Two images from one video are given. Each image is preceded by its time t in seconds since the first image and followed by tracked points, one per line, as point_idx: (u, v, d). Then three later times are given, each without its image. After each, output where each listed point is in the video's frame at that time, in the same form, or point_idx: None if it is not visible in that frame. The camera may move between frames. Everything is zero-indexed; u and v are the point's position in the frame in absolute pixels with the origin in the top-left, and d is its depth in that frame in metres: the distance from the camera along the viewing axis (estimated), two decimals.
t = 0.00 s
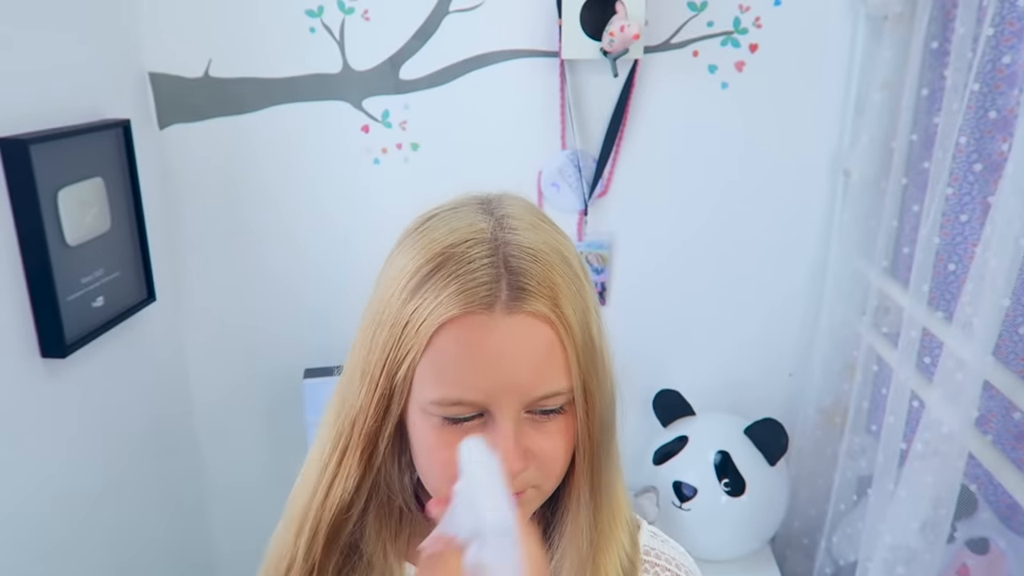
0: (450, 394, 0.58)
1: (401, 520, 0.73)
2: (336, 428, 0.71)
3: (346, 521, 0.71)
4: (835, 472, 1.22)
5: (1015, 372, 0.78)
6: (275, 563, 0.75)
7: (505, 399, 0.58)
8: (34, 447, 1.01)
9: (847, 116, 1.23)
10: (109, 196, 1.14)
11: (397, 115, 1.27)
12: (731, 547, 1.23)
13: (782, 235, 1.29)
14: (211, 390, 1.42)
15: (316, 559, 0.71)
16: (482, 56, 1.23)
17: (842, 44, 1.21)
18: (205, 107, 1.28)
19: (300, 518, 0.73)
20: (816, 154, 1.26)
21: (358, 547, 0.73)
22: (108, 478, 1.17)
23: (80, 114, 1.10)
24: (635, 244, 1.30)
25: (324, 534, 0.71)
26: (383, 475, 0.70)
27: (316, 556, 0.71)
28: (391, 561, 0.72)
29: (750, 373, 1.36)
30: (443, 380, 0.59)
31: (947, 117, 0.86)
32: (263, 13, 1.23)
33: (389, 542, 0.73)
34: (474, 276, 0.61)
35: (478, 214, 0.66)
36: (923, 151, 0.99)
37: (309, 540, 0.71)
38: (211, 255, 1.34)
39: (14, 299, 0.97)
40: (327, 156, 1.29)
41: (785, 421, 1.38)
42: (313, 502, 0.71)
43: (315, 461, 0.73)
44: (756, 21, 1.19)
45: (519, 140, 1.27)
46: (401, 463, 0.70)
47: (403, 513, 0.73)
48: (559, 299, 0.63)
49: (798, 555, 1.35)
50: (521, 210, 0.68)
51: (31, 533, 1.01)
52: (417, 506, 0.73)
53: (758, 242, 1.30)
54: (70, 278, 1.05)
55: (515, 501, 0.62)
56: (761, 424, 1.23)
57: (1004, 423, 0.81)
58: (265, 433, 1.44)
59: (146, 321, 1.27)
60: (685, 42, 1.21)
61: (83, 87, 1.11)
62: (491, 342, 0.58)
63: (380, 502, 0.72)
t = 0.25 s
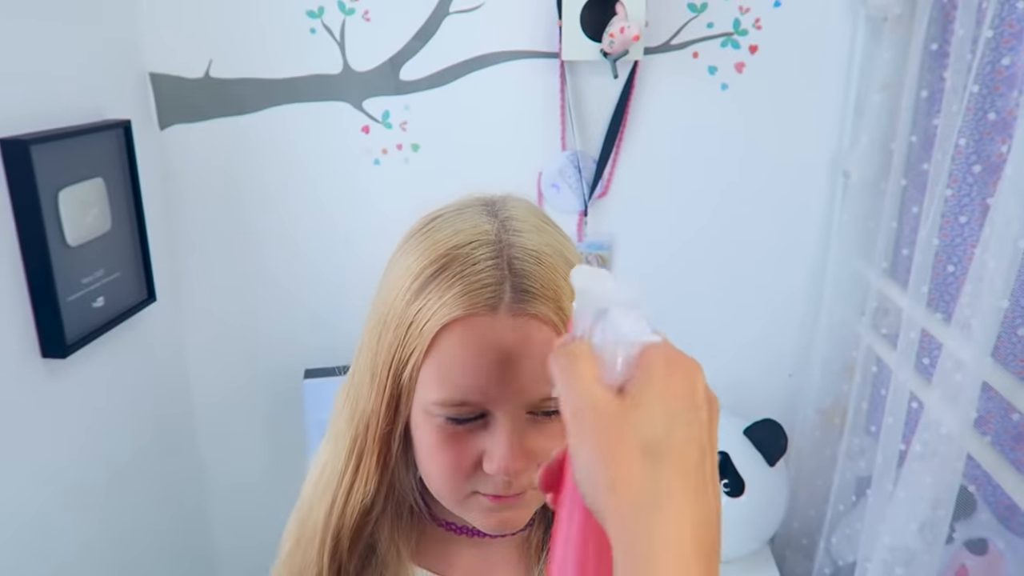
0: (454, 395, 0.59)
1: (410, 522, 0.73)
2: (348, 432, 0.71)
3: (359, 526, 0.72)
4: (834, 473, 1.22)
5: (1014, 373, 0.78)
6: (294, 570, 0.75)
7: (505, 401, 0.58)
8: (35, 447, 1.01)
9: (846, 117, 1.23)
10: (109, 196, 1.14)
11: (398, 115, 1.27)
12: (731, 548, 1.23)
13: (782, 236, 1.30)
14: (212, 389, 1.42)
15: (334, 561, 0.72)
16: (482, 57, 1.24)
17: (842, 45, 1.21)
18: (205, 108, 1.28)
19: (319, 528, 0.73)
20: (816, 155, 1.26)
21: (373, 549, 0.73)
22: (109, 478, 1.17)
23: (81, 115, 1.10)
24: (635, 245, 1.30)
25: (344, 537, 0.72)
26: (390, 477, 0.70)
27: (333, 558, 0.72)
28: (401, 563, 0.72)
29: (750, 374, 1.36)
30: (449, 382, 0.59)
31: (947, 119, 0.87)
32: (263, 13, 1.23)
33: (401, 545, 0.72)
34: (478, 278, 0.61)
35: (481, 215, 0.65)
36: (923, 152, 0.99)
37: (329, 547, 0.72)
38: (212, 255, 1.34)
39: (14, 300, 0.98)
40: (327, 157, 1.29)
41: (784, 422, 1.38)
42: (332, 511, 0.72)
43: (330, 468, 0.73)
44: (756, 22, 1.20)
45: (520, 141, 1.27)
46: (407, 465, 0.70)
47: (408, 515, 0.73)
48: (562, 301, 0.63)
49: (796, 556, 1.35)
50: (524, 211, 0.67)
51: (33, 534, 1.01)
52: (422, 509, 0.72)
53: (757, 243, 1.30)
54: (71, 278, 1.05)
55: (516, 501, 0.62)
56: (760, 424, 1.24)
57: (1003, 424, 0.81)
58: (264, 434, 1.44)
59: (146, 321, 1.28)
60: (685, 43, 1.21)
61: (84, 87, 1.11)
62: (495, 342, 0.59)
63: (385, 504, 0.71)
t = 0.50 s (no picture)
0: (451, 395, 0.59)
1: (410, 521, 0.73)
2: (349, 431, 0.71)
3: (362, 526, 0.72)
4: (832, 474, 1.22)
5: (1012, 375, 0.78)
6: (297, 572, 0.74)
7: (502, 403, 0.58)
8: (33, 448, 1.01)
9: (845, 119, 1.23)
10: (108, 197, 1.14)
11: (397, 116, 1.27)
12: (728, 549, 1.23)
13: (781, 237, 1.30)
14: (211, 390, 1.42)
15: (337, 561, 0.72)
16: (481, 58, 1.24)
17: (840, 47, 1.21)
18: (204, 108, 1.28)
19: (322, 528, 0.73)
20: (815, 157, 1.26)
21: (376, 548, 0.72)
22: (107, 479, 1.17)
23: (80, 115, 1.10)
24: (633, 246, 1.30)
25: (347, 537, 0.72)
26: (391, 477, 0.70)
27: (335, 559, 0.72)
28: (402, 562, 0.72)
29: (748, 375, 1.36)
30: (446, 382, 0.59)
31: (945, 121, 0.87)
32: (262, 14, 1.23)
33: (403, 544, 0.72)
34: (477, 279, 0.61)
35: (482, 217, 0.66)
36: (921, 154, 0.99)
37: (332, 548, 0.72)
38: (210, 255, 1.34)
39: (12, 300, 0.98)
40: (326, 157, 1.29)
41: (783, 423, 1.38)
42: (335, 511, 0.71)
43: (332, 469, 0.73)
44: (754, 23, 1.20)
45: (519, 142, 1.27)
46: (407, 465, 0.70)
47: (409, 514, 0.72)
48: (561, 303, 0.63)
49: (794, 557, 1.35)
50: (525, 214, 0.68)
51: (30, 534, 1.01)
52: (421, 508, 0.72)
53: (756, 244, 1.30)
54: (69, 278, 1.05)
55: (514, 503, 0.62)
56: (760, 425, 1.24)
57: (1000, 426, 0.81)
58: (263, 434, 1.44)
59: (145, 322, 1.28)
60: (684, 44, 1.21)
61: (83, 88, 1.11)
62: (491, 342, 0.58)
63: (384, 504, 0.71)
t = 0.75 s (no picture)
0: (439, 390, 0.59)
1: (403, 522, 0.73)
2: (342, 431, 0.71)
3: (355, 528, 0.71)
4: (830, 475, 1.22)
5: (1008, 376, 0.78)
6: None
7: (491, 399, 0.59)
8: (30, 447, 1.01)
9: (842, 120, 1.23)
10: (106, 197, 1.14)
11: (394, 117, 1.27)
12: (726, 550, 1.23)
13: (778, 238, 1.30)
14: (209, 390, 1.42)
15: (331, 564, 0.72)
16: (478, 59, 1.24)
17: (838, 48, 1.21)
18: (202, 109, 1.28)
19: (316, 530, 0.72)
20: (812, 158, 1.26)
21: (371, 549, 0.72)
22: (104, 479, 1.17)
23: (78, 116, 1.10)
24: (631, 247, 1.31)
25: (340, 539, 0.71)
26: (383, 476, 0.71)
27: (329, 562, 0.72)
28: (395, 566, 0.72)
29: (746, 376, 1.36)
30: (433, 379, 0.60)
31: (941, 122, 0.87)
32: (260, 15, 1.23)
33: (396, 546, 0.72)
34: (464, 275, 0.61)
35: (471, 215, 0.66)
36: (918, 155, 0.99)
37: (326, 550, 0.71)
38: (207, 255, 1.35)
39: (10, 300, 0.98)
40: (323, 158, 1.29)
41: (780, 424, 1.38)
42: (328, 513, 0.71)
43: (326, 471, 0.73)
44: (752, 25, 1.20)
45: (516, 143, 1.27)
46: (399, 465, 0.70)
47: (401, 514, 0.72)
48: (550, 299, 0.63)
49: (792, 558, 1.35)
50: (515, 212, 0.67)
51: (28, 533, 1.01)
52: (414, 509, 0.72)
53: (753, 245, 1.30)
54: (66, 279, 1.05)
55: (503, 501, 0.62)
56: (757, 425, 1.22)
57: (996, 427, 0.81)
58: (261, 435, 1.44)
59: (142, 322, 1.28)
60: (681, 45, 1.21)
61: (81, 88, 1.11)
62: (479, 340, 0.59)
63: (377, 505, 0.71)
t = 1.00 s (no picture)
0: (431, 388, 0.59)
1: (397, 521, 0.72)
2: (334, 430, 0.71)
3: (349, 527, 0.70)
4: (828, 475, 1.22)
5: (1006, 374, 0.78)
6: None
7: (484, 396, 0.59)
8: (26, 449, 1.01)
9: (839, 118, 1.23)
10: (101, 199, 1.14)
11: (390, 117, 1.27)
12: (724, 550, 1.23)
13: (775, 237, 1.29)
14: (206, 391, 1.42)
15: (324, 564, 0.71)
16: (474, 59, 1.24)
17: (835, 46, 1.21)
18: (198, 110, 1.28)
19: (309, 531, 0.71)
20: (809, 156, 1.26)
21: (365, 549, 0.71)
22: (101, 481, 1.17)
23: (73, 117, 1.10)
24: (628, 247, 1.30)
25: (333, 539, 0.70)
26: (377, 476, 0.70)
27: (323, 562, 0.71)
28: (391, 566, 0.71)
29: (744, 376, 1.36)
30: (425, 376, 0.59)
31: (937, 119, 0.87)
32: (256, 16, 1.23)
33: (390, 545, 0.71)
34: (457, 271, 0.61)
35: (463, 212, 0.65)
36: (914, 153, 0.99)
37: (320, 550, 0.70)
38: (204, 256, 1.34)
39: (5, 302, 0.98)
40: (319, 159, 1.29)
41: (779, 424, 1.38)
42: (321, 512, 0.70)
43: (318, 471, 0.72)
44: (748, 23, 1.20)
45: (512, 143, 1.27)
46: (392, 464, 0.69)
47: (395, 514, 0.72)
48: (542, 296, 0.62)
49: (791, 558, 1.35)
50: (507, 209, 0.67)
51: (24, 535, 1.01)
52: (408, 509, 0.72)
53: (751, 244, 1.30)
54: (62, 280, 1.05)
55: (495, 499, 0.62)
56: (755, 425, 1.22)
57: (995, 426, 0.81)
58: (258, 436, 1.44)
59: (138, 323, 1.27)
60: (677, 44, 1.21)
61: (77, 90, 1.11)
62: (471, 337, 0.59)
63: (371, 504, 0.71)
